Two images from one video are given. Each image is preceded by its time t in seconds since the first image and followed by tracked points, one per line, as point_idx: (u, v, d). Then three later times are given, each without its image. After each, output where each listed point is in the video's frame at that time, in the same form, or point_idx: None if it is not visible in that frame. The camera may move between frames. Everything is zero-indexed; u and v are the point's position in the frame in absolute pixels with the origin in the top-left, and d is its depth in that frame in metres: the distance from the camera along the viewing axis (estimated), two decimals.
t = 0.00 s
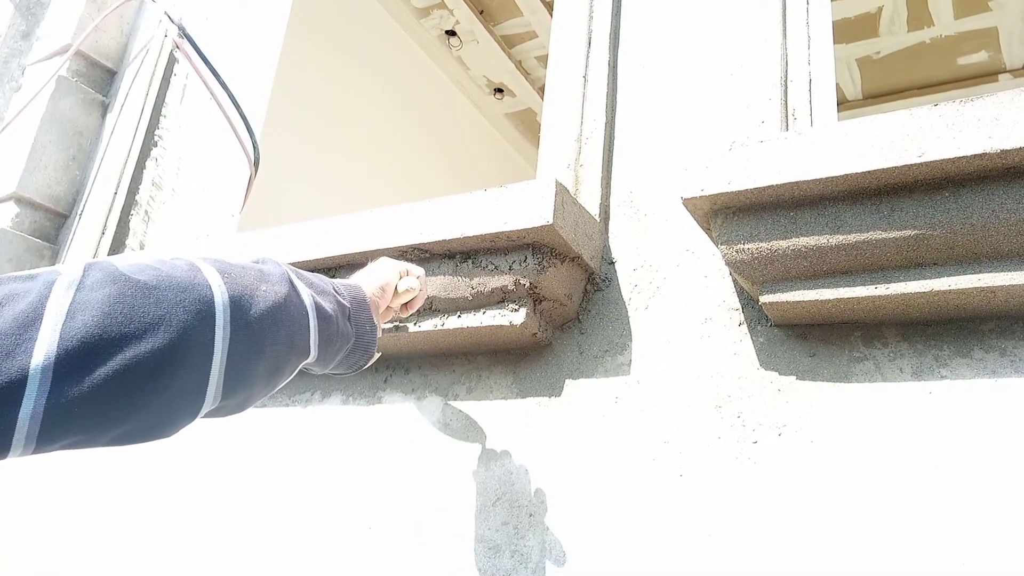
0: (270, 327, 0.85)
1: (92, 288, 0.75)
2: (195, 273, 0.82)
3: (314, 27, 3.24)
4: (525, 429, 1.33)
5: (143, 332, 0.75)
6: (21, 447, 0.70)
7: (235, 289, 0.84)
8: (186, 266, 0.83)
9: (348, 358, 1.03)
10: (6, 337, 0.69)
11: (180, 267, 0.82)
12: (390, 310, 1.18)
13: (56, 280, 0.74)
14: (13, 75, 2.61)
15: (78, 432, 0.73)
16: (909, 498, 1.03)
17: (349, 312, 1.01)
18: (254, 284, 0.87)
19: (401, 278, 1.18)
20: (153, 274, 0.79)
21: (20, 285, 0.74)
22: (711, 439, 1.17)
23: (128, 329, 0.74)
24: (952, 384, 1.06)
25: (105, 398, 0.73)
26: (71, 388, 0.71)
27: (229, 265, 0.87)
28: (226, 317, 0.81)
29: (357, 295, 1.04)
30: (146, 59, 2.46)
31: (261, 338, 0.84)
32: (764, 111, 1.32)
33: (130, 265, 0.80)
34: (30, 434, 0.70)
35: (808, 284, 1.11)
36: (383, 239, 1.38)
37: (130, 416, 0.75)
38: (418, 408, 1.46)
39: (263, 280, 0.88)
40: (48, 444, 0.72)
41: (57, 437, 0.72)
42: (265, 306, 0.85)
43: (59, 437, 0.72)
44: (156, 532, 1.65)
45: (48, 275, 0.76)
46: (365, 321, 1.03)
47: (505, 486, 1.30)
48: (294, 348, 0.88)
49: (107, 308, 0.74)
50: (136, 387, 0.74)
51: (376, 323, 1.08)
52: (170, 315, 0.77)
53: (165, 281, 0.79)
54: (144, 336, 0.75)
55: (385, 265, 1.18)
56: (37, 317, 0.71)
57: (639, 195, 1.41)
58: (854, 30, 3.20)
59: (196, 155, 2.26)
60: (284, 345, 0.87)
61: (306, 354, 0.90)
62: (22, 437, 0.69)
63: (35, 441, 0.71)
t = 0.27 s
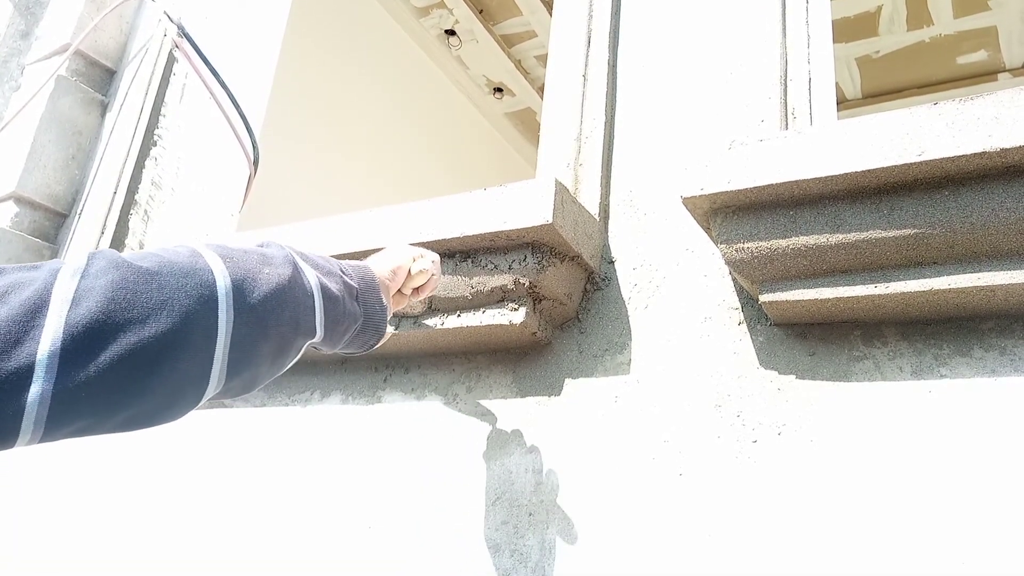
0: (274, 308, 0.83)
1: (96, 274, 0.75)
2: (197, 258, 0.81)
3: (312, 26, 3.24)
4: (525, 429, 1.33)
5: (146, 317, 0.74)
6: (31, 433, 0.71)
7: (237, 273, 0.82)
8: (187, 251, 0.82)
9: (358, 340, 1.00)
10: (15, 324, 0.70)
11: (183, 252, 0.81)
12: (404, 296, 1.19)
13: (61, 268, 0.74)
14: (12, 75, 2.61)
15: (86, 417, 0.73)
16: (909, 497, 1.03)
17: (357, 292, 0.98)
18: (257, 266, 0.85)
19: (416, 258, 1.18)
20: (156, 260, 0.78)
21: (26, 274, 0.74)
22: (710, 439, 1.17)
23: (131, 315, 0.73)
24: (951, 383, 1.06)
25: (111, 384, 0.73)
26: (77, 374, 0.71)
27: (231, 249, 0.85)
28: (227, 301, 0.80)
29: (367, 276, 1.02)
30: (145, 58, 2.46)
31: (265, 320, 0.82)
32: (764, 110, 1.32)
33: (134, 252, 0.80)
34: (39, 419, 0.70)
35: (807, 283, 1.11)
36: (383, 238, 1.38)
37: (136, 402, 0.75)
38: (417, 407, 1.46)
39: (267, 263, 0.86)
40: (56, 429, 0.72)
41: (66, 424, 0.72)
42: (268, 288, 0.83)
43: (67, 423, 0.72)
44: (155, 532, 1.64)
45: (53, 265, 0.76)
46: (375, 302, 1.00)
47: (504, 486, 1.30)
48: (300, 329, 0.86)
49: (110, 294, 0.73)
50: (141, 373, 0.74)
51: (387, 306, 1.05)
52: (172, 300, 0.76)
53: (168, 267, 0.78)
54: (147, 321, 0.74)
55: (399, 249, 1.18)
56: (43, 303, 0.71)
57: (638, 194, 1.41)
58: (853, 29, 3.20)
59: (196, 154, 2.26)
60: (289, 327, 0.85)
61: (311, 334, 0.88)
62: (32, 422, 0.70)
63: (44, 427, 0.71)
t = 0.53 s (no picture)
0: (267, 311, 0.83)
1: (74, 279, 0.75)
2: (181, 260, 0.80)
3: (311, 26, 3.24)
4: (525, 429, 1.33)
5: (121, 323, 0.74)
6: (12, 440, 0.71)
7: (228, 274, 0.81)
8: (174, 251, 0.82)
9: (380, 337, 0.98)
10: None
11: (168, 253, 0.81)
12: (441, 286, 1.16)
13: (40, 271, 0.75)
14: (11, 75, 2.61)
15: (68, 425, 0.74)
16: (910, 496, 1.03)
17: (375, 287, 0.96)
18: (252, 266, 0.84)
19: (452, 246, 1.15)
20: (135, 262, 0.78)
21: (7, 276, 0.76)
22: (711, 438, 1.17)
23: (105, 321, 0.73)
24: (952, 382, 1.06)
25: (88, 391, 0.73)
26: (52, 382, 0.71)
27: (226, 247, 0.85)
28: (213, 305, 0.79)
29: (390, 270, 1.00)
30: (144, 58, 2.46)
31: (257, 323, 0.82)
32: (764, 109, 1.32)
33: (116, 255, 0.80)
34: (18, 426, 0.71)
35: (807, 282, 1.11)
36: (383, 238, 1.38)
37: (117, 408, 0.75)
38: (418, 407, 1.46)
39: (264, 261, 0.86)
40: (38, 437, 0.73)
41: (47, 430, 0.73)
42: (261, 289, 0.83)
43: (48, 430, 0.73)
44: (156, 532, 1.64)
45: (33, 267, 0.77)
46: (396, 297, 0.98)
47: (504, 486, 1.30)
48: (300, 330, 0.85)
49: (85, 300, 0.73)
50: (119, 379, 0.74)
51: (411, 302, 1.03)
52: (149, 304, 0.76)
53: (146, 270, 0.77)
54: (122, 326, 0.74)
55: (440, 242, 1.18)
56: (19, 309, 0.72)
57: (639, 193, 1.41)
58: (853, 29, 3.21)
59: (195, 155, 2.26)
60: (287, 328, 0.84)
61: (315, 335, 0.87)
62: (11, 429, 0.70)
63: (25, 434, 0.72)
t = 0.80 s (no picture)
0: (265, 307, 0.83)
1: (77, 278, 0.75)
2: (182, 256, 0.81)
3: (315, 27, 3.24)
4: (529, 429, 1.33)
5: (127, 320, 0.74)
6: (16, 440, 0.70)
7: (227, 271, 0.82)
8: (174, 247, 0.82)
9: (370, 330, 0.98)
10: None
11: (168, 250, 0.81)
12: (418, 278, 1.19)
13: (42, 271, 0.75)
14: (17, 75, 2.62)
15: (74, 425, 0.74)
16: (914, 496, 1.03)
17: (365, 280, 0.97)
18: (250, 262, 0.85)
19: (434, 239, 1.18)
20: (137, 260, 0.78)
21: (8, 276, 0.76)
22: (715, 438, 1.17)
23: (111, 318, 0.74)
24: (957, 382, 1.06)
25: (95, 390, 0.73)
26: (59, 380, 0.71)
27: (224, 243, 0.85)
28: (214, 301, 0.80)
29: (378, 263, 1.00)
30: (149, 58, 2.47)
31: (258, 318, 0.82)
32: (768, 109, 1.32)
33: (117, 253, 0.80)
34: (23, 426, 0.70)
35: (811, 282, 1.11)
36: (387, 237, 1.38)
37: (123, 407, 0.75)
38: (421, 407, 1.46)
39: (260, 257, 0.86)
40: (44, 438, 0.72)
41: (52, 431, 0.72)
42: (261, 285, 0.83)
43: (54, 430, 0.72)
44: (160, 532, 1.64)
45: (32, 268, 0.77)
46: (386, 290, 0.98)
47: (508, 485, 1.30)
48: (299, 326, 0.86)
49: (90, 298, 0.74)
50: (125, 377, 0.74)
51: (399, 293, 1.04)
52: (154, 302, 0.76)
53: (149, 268, 0.78)
54: (128, 323, 0.74)
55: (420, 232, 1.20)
56: (23, 308, 0.72)
57: (642, 193, 1.41)
58: (857, 28, 3.20)
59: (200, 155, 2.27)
60: (286, 323, 0.85)
61: (313, 330, 0.88)
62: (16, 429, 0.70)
63: (30, 434, 0.71)
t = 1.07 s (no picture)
0: (276, 301, 0.83)
1: (98, 271, 0.75)
2: (199, 252, 0.81)
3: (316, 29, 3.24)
4: (531, 432, 1.33)
5: (148, 313, 0.74)
6: (35, 429, 0.71)
7: (239, 266, 0.82)
8: (189, 246, 0.82)
9: (365, 328, 0.98)
10: (19, 321, 0.70)
11: (184, 246, 0.81)
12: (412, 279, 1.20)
13: (64, 265, 0.75)
14: (19, 77, 2.62)
15: (92, 412, 0.74)
16: (915, 499, 1.03)
17: (363, 280, 0.97)
18: (259, 258, 0.84)
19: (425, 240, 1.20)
20: (157, 255, 0.78)
21: (29, 271, 0.75)
22: (716, 441, 1.17)
23: (133, 310, 0.73)
24: (958, 385, 1.06)
25: (114, 380, 0.73)
26: (80, 370, 0.71)
27: (233, 241, 0.85)
28: (230, 295, 0.79)
29: (375, 262, 1.00)
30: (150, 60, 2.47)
31: (269, 312, 0.82)
32: (768, 111, 1.32)
33: (135, 248, 0.80)
34: (43, 415, 0.70)
35: (812, 284, 1.11)
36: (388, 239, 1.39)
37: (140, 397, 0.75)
38: (421, 409, 1.46)
39: (269, 254, 0.85)
40: (62, 426, 0.72)
41: (70, 420, 0.72)
42: (271, 281, 0.83)
43: (72, 419, 0.72)
44: (160, 533, 1.64)
45: (55, 262, 0.76)
46: (382, 288, 0.98)
47: (511, 487, 1.30)
48: (304, 320, 0.86)
49: (111, 291, 0.73)
50: (144, 368, 0.74)
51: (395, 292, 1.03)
52: (174, 295, 0.76)
53: (169, 262, 0.78)
54: (149, 316, 0.74)
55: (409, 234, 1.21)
56: (47, 301, 0.71)
57: (643, 195, 1.41)
58: (858, 30, 3.20)
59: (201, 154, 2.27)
60: (293, 318, 0.84)
61: (315, 325, 0.88)
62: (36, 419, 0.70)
63: (49, 424, 0.71)
